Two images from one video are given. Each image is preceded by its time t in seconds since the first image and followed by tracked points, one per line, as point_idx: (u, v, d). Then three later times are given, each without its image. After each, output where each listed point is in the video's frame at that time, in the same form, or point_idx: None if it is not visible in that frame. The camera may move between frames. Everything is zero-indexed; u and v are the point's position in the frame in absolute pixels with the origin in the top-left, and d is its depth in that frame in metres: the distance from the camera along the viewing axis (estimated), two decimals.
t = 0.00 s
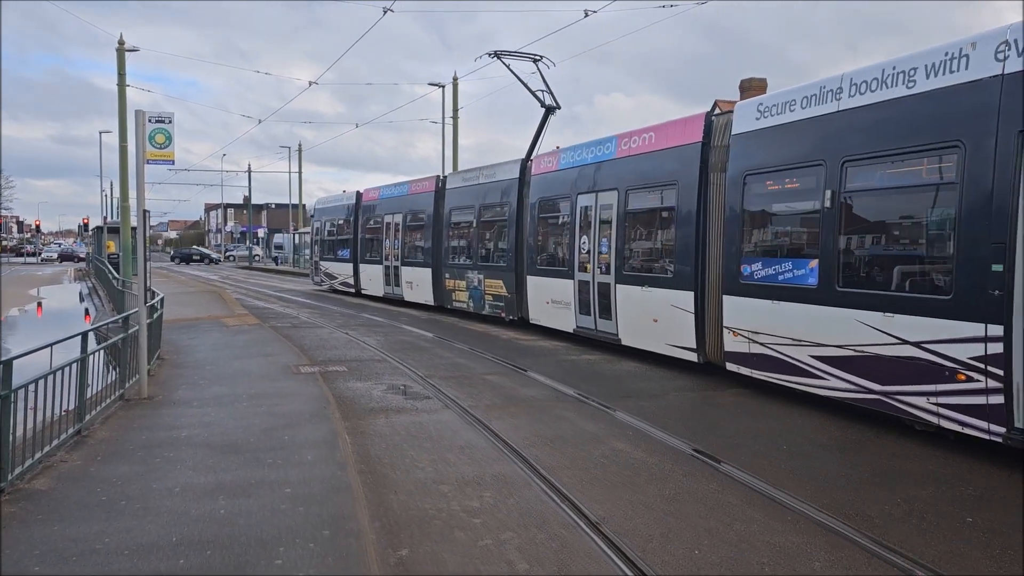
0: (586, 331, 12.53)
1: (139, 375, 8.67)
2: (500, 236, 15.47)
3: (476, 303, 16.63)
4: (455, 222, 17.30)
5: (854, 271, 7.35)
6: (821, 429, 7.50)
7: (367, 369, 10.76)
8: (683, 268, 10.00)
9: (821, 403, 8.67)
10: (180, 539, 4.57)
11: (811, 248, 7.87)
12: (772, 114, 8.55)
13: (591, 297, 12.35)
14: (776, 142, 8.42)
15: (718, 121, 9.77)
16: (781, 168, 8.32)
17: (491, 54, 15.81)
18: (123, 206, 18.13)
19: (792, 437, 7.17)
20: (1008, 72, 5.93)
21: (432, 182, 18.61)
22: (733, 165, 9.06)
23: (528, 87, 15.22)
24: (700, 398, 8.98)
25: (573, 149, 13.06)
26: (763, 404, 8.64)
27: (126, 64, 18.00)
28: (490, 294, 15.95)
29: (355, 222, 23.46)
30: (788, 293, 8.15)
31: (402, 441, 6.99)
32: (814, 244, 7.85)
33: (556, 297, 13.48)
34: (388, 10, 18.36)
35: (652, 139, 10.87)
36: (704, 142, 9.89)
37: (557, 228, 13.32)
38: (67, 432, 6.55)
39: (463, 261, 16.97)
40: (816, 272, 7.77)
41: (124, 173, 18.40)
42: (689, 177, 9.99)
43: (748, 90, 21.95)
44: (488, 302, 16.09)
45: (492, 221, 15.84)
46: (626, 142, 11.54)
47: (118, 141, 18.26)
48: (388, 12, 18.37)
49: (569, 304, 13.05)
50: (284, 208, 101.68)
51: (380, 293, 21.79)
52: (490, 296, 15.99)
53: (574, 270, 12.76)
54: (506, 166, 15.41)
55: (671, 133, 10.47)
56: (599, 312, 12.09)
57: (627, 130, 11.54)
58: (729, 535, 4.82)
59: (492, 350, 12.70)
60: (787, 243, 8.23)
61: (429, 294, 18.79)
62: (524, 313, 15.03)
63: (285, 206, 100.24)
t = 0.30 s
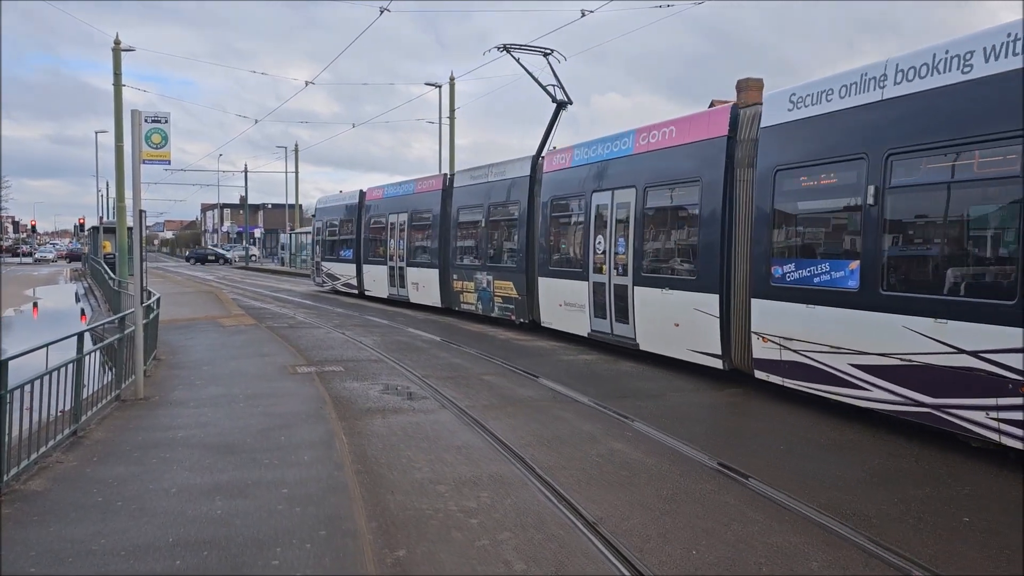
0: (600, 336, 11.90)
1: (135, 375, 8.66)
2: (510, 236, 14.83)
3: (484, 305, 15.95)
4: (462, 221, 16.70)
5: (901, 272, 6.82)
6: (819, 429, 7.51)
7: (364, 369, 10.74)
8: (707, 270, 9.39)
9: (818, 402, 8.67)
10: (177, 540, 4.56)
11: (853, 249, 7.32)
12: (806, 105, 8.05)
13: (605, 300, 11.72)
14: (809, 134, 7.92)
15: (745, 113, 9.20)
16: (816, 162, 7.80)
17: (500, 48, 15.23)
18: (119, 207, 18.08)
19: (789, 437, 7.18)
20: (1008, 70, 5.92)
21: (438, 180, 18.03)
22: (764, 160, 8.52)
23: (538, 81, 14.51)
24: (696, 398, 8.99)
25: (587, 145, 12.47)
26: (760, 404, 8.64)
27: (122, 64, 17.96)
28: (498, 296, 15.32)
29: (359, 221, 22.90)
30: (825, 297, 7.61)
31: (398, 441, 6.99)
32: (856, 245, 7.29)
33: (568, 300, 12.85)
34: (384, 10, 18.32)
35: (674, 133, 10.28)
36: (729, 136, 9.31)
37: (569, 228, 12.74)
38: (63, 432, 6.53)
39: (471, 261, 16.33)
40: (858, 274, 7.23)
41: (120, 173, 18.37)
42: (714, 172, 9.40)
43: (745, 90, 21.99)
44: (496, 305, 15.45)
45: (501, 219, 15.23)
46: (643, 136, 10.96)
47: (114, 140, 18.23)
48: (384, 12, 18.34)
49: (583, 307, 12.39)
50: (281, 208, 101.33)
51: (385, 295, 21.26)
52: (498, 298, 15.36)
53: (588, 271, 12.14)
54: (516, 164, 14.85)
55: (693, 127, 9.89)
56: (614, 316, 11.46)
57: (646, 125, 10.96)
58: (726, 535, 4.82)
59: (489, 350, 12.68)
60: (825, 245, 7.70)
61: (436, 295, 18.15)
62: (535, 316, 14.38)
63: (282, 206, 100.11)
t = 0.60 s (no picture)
0: (615, 342, 11.34)
1: (130, 378, 8.63)
2: (519, 238, 14.26)
3: (491, 310, 15.48)
4: (468, 222, 16.23)
5: (949, 277, 6.31)
6: (814, 430, 7.53)
7: (359, 371, 10.73)
8: (733, 273, 8.82)
9: (813, 404, 8.70)
10: (172, 543, 4.55)
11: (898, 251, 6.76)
12: (840, 96, 7.48)
13: (620, 305, 11.13)
14: (841, 130, 7.42)
15: (773, 106, 8.66)
16: (855, 157, 7.25)
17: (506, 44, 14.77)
18: (113, 208, 18.02)
19: (782, 439, 7.20)
20: (1009, 70, 5.84)
21: (444, 181, 17.53)
22: (794, 155, 7.96)
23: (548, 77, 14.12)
24: (691, 399, 9.02)
25: (599, 143, 11.93)
26: (755, 405, 8.67)
27: (116, 66, 17.93)
28: (507, 300, 14.76)
29: (361, 222, 22.34)
30: (862, 303, 7.08)
31: (393, 443, 6.99)
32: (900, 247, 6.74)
33: (580, 304, 12.29)
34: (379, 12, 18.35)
35: (694, 129, 9.72)
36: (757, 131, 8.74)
37: (580, 230, 12.25)
38: (57, 435, 6.52)
39: (479, 264, 15.79)
40: (902, 279, 6.69)
41: (114, 174, 18.33)
42: (739, 168, 8.84)
43: (739, 92, 22.06)
44: (505, 309, 14.90)
45: (508, 221, 14.72)
46: (660, 133, 10.42)
47: (109, 142, 18.20)
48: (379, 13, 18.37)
49: (597, 312, 11.82)
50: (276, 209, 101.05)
51: (388, 298, 20.69)
52: (507, 302, 14.81)
53: (601, 274, 11.56)
54: (524, 163, 14.35)
55: (715, 122, 9.33)
56: (629, 321, 10.88)
57: (663, 120, 10.41)
58: (721, 537, 4.81)
59: (485, 352, 12.68)
60: (863, 247, 7.18)
61: (443, 298, 17.59)
62: (545, 321, 13.83)
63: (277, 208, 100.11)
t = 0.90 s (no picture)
0: (626, 349, 10.90)
1: (122, 381, 8.61)
2: (526, 241, 13.87)
3: (496, 315, 14.98)
4: (473, 225, 15.78)
5: (1001, 283, 5.80)
6: (805, 433, 7.56)
7: (352, 374, 10.73)
8: (756, 277, 8.35)
9: (805, 407, 8.73)
10: (164, 546, 4.55)
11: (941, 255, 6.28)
12: (876, 88, 6.96)
13: (633, 311, 10.69)
14: (877, 125, 6.91)
15: (797, 100, 8.21)
16: (893, 154, 6.74)
17: (513, 38, 14.64)
18: (105, 212, 17.97)
19: (775, 441, 7.22)
20: (1006, 71, 5.78)
21: (448, 182, 17.07)
22: (823, 152, 7.49)
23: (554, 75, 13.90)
24: (684, 402, 9.05)
25: (611, 141, 11.53)
26: (747, 408, 8.69)
27: (108, 69, 17.91)
28: (513, 305, 14.33)
29: (361, 226, 21.86)
30: (901, 311, 6.58)
31: (386, 446, 6.99)
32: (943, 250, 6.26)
33: (590, 310, 11.85)
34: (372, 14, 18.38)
35: (714, 125, 9.29)
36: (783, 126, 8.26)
37: (591, 233, 11.83)
38: (49, 439, 6.50)
39: (484, 267, 15.39)
40: (947, 285, 6.19)
41: (106, 177, 18.29)
42: (762, 166, 8.40)
43: (732, 96, 22.12)
44: (510, 314, 14.47)
45: (514, 223, 14.30)
46: (677, 130, 10.00)
47: (101, 145, 18.16)
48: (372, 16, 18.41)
49: (608, 318, 11.38)
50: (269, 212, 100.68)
51: (389, 302, 20.22)
52: (512, 307, 14.38)
53: (614, 278, 11.14)
54: (531, 163, 13.93)
55: (736, 118, 8.92)
56: (643, 327, 10.45)
57: (679, 118, 9.99)
58: (713, 539, 4.83)
59: (478, 356, 12.67)
60: (901, 251, 6.67)
61: (446, 303, 17.12)
62: (554, 326, 13.41)
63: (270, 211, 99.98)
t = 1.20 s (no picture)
0: (643, 356, 10.47)
1: (116, 385, 8.59)
2: (535, 244, 13.45)
3: (504, 319, 14.63)
4: (479, 227, 15.41)
5: None
6: (799, 434, 7.58)
7: (347, 377, 10.72)
8: (785, 281, 7.89)
9: (799, 408, 8.75)
10: (159, 550, 4.54)
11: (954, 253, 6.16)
12: (919, 77, 6.48)
13: (649, 315, 10.27)
14: (920, 117, 6.45)
15: (828, 93, 7.77)
16: (938, 147, 6.26)
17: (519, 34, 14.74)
18: (99, 215, 17.92)
19: (771, 443, 7.23)
20: (1008, 70, 5.72)
21: (453, 182, 16.68)
22: (857, 147, 7.05)
23: (565, 73, 14.09)
24: (678, 403, 9.06)
25: (624, 139, 11.10)
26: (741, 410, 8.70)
27: (102, 72, 17.87)
28: (522, 309, 13.92)
29: (363, 228, 21.47)
30: (949, 317, 6.11)
31: (381, 449, 6.98)
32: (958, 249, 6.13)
33: (603, 314, 11.40)
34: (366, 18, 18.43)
35: (737, 120, 8.84)
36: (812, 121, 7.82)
37: (602, 234, 11.42)
38: (42, 443, 6.48)
39: (491, 270, 14.99)
40: (1002, 289, 5.74)
41: (100, 180, 18.25)
42: (791, 163, 7.94)
43: (726, 97, 22.17)
44: (519, 318, 14.06)
45: (522, 224, 13.89)
46: (696, 126, 9.55)
47: (95, 148, 18.11)
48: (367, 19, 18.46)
49: (623, 322, 10.91)
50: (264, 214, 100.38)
51: (393, 306, 19.94)
52: (521, 311, 14.00)
53: (628, 281, 10.69)
54: (539, 162, 13.53)
55: (761, 113, 8.47)
56: (660, 332, 10.02)
57: (698, 113, 9.54)
58: (707, 541, 4.83)
59: (473, 358, 12.67)
60: (947, 252, 6.21)
61: (452, 307, 16.72)
62: (565, 331, 12.99)
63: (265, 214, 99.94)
